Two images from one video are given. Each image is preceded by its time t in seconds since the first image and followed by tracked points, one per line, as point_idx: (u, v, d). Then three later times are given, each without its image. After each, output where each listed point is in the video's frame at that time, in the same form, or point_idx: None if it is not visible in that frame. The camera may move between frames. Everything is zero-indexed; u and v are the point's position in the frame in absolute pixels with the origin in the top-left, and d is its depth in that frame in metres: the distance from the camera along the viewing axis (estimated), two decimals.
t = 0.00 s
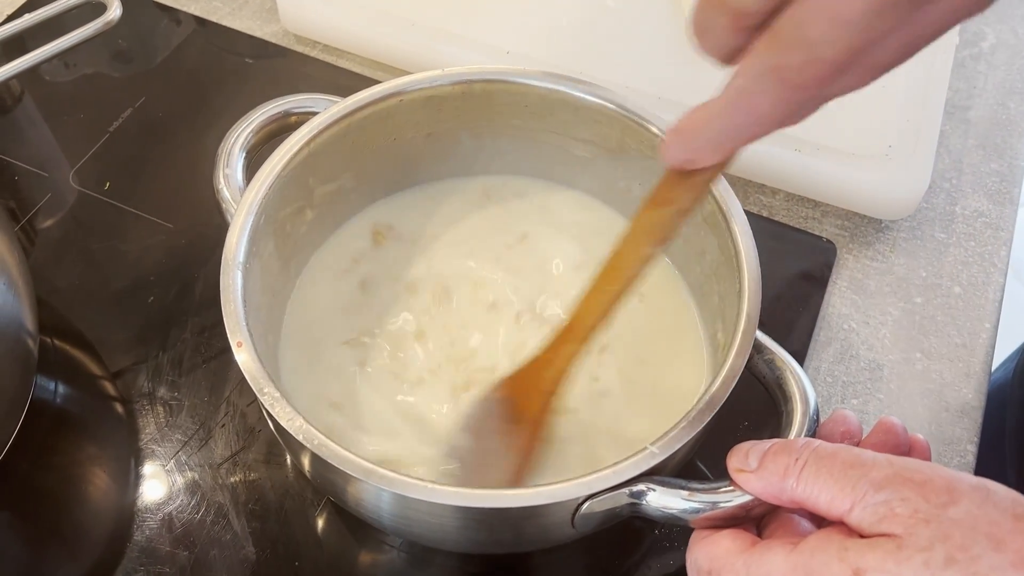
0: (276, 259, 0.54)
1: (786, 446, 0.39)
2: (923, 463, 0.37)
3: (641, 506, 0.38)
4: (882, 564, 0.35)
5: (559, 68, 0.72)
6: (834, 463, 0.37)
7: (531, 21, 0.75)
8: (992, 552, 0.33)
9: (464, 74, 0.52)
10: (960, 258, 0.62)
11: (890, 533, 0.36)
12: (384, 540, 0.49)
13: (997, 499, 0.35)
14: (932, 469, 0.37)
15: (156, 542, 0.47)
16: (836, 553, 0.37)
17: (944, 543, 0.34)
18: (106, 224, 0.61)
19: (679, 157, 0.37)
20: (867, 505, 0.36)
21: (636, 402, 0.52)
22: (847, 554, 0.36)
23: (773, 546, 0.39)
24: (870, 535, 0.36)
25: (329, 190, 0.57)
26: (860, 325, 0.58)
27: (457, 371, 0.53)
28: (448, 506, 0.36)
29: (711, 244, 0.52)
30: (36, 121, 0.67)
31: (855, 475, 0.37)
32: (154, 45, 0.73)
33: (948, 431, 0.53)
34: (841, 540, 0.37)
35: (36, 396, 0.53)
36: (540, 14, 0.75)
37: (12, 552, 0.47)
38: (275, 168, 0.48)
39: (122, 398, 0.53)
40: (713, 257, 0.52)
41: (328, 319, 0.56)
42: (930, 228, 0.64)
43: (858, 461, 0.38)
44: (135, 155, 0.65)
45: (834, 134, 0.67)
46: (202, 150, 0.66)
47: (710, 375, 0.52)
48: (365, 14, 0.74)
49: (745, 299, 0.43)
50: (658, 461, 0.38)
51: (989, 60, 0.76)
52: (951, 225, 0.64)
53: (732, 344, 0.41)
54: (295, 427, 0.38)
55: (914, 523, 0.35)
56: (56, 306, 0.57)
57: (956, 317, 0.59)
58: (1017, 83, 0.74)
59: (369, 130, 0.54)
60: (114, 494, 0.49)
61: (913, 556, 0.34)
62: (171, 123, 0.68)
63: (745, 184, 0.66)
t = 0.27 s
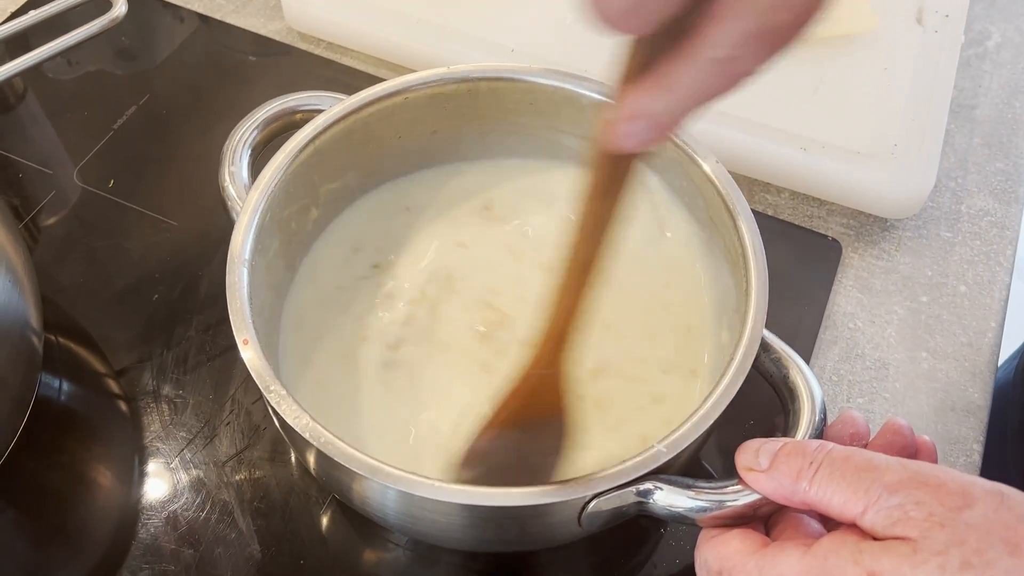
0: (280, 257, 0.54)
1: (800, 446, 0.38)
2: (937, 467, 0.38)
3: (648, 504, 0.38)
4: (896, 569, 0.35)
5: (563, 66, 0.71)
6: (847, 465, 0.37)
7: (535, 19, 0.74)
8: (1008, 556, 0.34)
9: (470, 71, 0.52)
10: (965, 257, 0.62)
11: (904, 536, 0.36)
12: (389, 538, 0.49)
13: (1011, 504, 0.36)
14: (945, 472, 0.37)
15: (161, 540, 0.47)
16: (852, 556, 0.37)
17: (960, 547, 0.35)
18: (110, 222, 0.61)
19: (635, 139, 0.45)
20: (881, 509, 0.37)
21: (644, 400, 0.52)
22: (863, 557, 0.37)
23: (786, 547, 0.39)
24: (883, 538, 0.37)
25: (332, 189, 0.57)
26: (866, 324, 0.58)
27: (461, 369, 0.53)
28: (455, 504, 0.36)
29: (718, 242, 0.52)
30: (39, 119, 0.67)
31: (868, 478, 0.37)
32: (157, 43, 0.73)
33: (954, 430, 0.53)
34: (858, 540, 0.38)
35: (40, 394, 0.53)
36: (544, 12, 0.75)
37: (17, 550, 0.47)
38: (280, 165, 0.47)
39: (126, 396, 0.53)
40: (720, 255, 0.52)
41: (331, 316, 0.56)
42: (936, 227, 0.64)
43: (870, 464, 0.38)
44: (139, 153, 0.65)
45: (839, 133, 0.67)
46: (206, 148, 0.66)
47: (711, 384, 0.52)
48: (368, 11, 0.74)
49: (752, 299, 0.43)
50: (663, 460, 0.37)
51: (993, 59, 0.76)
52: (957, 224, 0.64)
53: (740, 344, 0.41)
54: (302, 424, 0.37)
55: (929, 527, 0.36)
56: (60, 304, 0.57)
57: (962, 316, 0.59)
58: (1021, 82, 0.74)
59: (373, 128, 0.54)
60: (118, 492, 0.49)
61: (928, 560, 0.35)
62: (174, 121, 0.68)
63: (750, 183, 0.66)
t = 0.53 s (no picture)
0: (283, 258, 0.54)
1: (806, 453, 0.38)
2: (939, 472, 0.38)
3: (650, 505, 0.38)
4: None
5: (565, 67, 0.71)
6: (852, 473, 0.38)
7: (537, 20, 0.75)
8: (1011, 562, 0.35)
9: (472, 72, 0.52)
10: (966, 259, 0.62)
11: (909, 545, 0.36)
12: (391, 538, 0.49)
13: (1013, 508, 0.36)
14: (947, 477, 0.37)
15: (163, 540, 0.47)
16: (858, 563, 0.37)
17: (964, 555, 0.35)
18: (113, 222, 0.61)
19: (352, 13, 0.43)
20: (885, 517, 0.37)
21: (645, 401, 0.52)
22: (869, 564, 0.37)
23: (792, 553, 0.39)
24: (888, 546, 0.37)
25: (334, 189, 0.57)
26: (867, 325, 0.58)
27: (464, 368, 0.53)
28: (458, 503, 0.36)
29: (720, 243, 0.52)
30: (42, 120, 0.67)
31: (873, 486, 0.37)
32: (160, 43, 0.73)
33: (955, 431, 0.53)
34: (864, 548, 0.38)
35: (43, 393, 0.53)
36: (546, 13, 0.75)
37: (19, 549, 0.47)
38: (283, 166, 0.48)
39: (129, 395, 0.53)
40: (722, 256, 0.52)
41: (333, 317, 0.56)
42: (937, 228, 0.64)
43: (874, 471, 0.38)
44: (141, 153, 0.65)
45: (841, 134, 0.67)
46: (209, 148, 0.66)
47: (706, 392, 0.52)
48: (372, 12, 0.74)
49: (754, 300, 0.43)
50: (665, 460, 0.38)
51: (995, 60, 0.76)
52: (958, 225, 0.64)
53: (742, 346, 0.41)
54: (305, 424, 0.38)
55: (932, 535, 0.36)
56: (63, 304, 0.57)
57: (962, 317, 0.59)
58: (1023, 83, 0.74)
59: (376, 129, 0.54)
60: (121, 491, 0.49)
61: (933, 568, 0.35)
62: (177, 121, 0.68)
63: (751, 184, 0.67)
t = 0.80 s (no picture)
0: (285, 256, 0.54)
1: (812, 454, 0.38)
2: (945, 471, 0.38)
3: (653, 504, 0.38)
4: None
5: (568, 65, 0.71)
6: (858, 474, 0.37)
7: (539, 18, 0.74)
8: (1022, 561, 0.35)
9: (475, 70, 0.52)
10: (969, 257, 0.62)
11: (918, 546, 0.36)
12: (393, 537, 0.49)
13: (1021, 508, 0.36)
14: (952, 475, 0.37)
15: (164, 538, 0.47)
16: (869, 566, 0.37)
17: (973, 555, 0.35)
18: (114, 220, 0.61)
19: None
20: (893, 518, 0.37)
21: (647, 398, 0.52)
22: (880, 567, 0.37)
23: (801, 558, 0.40)
24: (898, 547, 0.37)
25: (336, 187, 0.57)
26: (870, 324, 0.58)
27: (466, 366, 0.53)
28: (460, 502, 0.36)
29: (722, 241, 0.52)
30: (43, 117, 0.67)
31: (879, 486, 0.37)
32: (161, 41, 0.73)
33: (958, 431, 0.53)
34: (875, 551, 0.38)
35: (44, 391, 0.53)
36: (549, 11, 0.75)
37: (19, 547, 0.47)
38: (285, 163, 0.47)
39: (129, 393, 0.53)
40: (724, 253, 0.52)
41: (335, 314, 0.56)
42: (940, 227, 0.64)
43: (880, 471, 0.38)
44: (143, 150, 0.65)
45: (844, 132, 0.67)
46: (210, 145, 0.66)
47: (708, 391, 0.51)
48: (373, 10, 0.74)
49: (757, 298, 0.43)
50: (669, 459, 0.37)
51: (998, 59, 0.76)
52: (961, 224, 0.64)
53: (744, 345, 0.41)
54: (307, 422, 0.37)
55: (941, 536, 0.36)
56: (64, 302, 0.57)
57: (966, 316, 0.58)
58: None
59: (378, 126, 0.54)
60: (121, 490, 0.49)
61: (944, 570, 0.35)
62: (178, 118, 0.68)
63: (753, 182, 0.66)
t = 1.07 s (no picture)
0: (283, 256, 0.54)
1: (810, 456, 0.38)
2: (942, 473, 0.38)
3: (650, 505, 0.38)
4: None
5: (567, 66, 0.71)
6: (856, 476, 0.37)
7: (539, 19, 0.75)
8: (1017, 563, 0.35)
9: (474, 71, 0.52)
10: (967, 259, 0.62)
11: (913, 548, 0.37)
12: (391, 537, 0.49)
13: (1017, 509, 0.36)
14: (950, 478, 0.37)
15: (163, 538, 0.47)
16: (864, 567, 0.38)
17: (968, 557, 0.35)
18: (113, 220, 0.61)
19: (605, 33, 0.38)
20: (889, 520, 0.37)
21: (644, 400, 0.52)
22: (875, 568, 0.37)
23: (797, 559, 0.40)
24: (894, 549, 0.37)
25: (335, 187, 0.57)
26: (868, 325, 0.58)
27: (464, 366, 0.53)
28: (458, 503, 0.36)
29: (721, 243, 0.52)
30: (42, 117, 0.67)
31: (876, 489, 0.37)
32: (161, 41, 0.73)
33: (956, 432, 0.53)
34: (870, 552, 0.38)
35: (43, 391, 0.53)
36: (548, 12, 0.75)
37: (17, 547, 0.47)
38: (284, 164, 0.47)
39: (128, 394, 0.53)
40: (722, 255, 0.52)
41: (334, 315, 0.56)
42: (939, 228, 0.64)
43: (877, 474, 0.38)
44: (142, 151, 0.65)
45: (843, 134, 0.67)
46: (209, 145, 0.66)
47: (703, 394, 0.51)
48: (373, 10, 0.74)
49: (754, 301, 0.43)
50: (666, 461, 0.37)
51: (997, 60, 0.76)
52: (960, 225, 0.64)
53: (742, 347, 0.41)
54: (306, 423, 0.37)
55: (936, 538, 0.36)
56: (63, 302, 0.57)
57: (964, 317, 0.58)
58: None
59: (377, 127, 0.54)
60: (120, 490, 0.49)
61: (938, 572, 0.35)
62: (177, 118, 0.68)
63: (752, 183, 0.66)
